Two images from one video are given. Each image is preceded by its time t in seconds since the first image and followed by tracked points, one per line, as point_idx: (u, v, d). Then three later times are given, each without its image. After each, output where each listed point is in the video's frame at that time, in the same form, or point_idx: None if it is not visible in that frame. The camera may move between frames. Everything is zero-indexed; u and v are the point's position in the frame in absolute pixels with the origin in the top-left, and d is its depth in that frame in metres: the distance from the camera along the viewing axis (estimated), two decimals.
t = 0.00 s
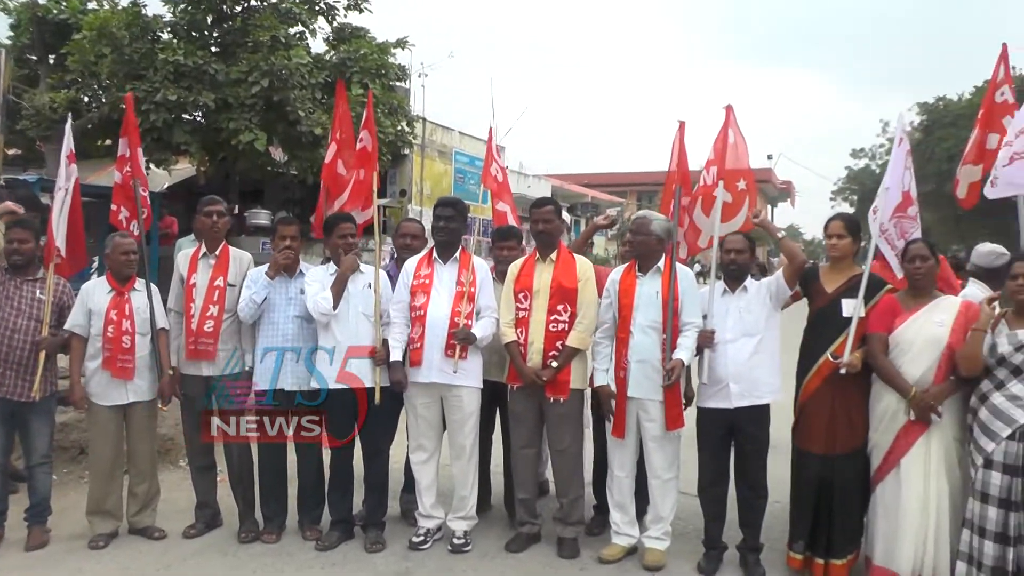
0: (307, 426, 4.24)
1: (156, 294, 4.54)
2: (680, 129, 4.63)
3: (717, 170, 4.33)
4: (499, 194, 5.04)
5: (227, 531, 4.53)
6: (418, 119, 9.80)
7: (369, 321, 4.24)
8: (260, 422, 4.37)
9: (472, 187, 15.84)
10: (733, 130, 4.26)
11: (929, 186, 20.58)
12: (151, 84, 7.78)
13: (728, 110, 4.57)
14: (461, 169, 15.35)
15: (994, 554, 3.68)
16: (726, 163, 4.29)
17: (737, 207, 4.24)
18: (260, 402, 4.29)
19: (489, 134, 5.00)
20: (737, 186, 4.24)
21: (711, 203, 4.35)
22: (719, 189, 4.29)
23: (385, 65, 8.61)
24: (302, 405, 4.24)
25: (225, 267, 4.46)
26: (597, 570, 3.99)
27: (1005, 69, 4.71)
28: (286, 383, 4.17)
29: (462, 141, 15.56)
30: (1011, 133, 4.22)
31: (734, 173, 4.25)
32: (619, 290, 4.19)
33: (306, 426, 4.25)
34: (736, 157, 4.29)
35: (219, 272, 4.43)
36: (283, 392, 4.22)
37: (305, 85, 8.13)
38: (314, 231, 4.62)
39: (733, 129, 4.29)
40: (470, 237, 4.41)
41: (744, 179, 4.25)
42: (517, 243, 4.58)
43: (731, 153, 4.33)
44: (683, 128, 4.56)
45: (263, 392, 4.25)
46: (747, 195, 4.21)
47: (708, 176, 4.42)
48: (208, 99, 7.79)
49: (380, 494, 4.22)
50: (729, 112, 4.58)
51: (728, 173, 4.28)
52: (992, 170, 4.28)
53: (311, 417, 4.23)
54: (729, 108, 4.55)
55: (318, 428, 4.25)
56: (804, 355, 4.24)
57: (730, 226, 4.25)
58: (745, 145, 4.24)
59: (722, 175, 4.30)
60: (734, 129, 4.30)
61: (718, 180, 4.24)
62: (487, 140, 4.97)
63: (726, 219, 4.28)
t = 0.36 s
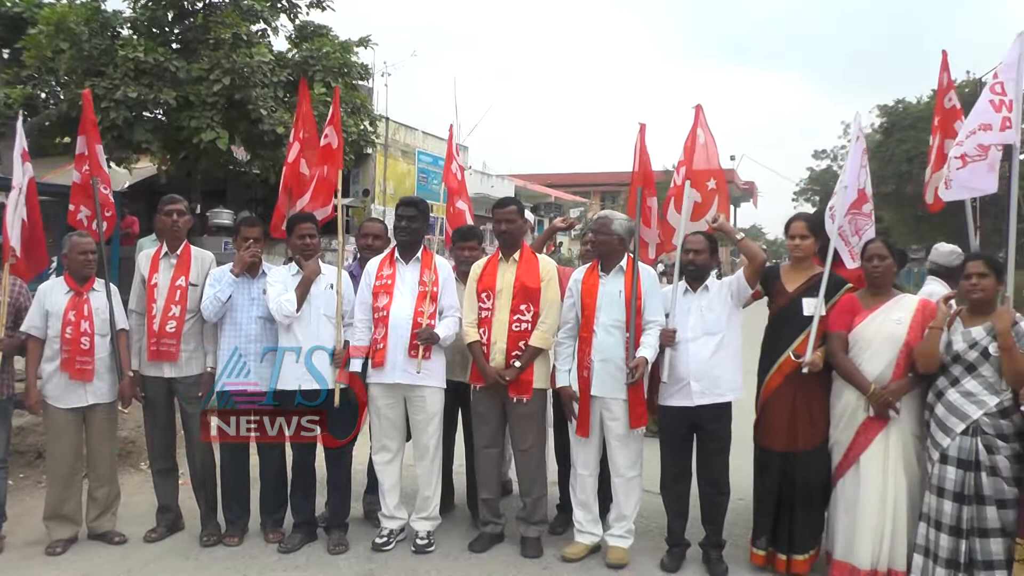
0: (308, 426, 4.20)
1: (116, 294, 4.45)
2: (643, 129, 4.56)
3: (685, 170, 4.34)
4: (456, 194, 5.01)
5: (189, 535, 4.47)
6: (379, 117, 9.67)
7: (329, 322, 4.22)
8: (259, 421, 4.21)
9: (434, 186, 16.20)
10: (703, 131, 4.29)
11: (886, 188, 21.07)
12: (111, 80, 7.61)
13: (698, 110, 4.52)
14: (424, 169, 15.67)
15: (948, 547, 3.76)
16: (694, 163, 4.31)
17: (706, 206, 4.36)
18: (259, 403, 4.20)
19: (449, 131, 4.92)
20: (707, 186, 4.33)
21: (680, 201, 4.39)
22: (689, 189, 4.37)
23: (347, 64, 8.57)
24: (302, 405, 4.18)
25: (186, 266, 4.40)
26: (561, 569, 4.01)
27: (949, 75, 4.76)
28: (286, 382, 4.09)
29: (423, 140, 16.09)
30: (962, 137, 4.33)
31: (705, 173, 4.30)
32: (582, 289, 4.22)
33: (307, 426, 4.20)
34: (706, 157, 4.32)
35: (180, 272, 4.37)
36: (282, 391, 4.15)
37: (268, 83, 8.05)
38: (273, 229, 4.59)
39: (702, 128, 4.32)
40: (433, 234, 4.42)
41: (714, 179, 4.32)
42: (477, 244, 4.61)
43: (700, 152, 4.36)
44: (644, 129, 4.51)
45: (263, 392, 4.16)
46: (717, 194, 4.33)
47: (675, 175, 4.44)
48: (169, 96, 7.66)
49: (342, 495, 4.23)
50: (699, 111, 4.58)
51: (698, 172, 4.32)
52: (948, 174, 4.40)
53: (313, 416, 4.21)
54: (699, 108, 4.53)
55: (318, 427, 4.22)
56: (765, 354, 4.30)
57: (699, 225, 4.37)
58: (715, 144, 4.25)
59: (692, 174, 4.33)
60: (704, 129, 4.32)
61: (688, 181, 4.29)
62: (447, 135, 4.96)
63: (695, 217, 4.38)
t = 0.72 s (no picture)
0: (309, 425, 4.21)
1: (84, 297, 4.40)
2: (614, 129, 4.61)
3: (661, 173, 4.47)
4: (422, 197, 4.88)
5: (159, 541, 4.42)
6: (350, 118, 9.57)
7: (299, 324, 4.20)
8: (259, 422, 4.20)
9: (405, 188, 16.25)
10: (674, 133, 4.43)
11: (853, 188, 21.45)
12: (78, 80, 7.47)
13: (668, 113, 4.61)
14: (394, 170, 15.76)
15: (916, 541, 3.83)
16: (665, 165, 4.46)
17: (686, 207, 4.46)
18: (259, 402, 4.15)
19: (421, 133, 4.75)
20: (685, 186, 4.45)
21: (662, 205, 4.51)
22: (669, 191, 4.50)
23: (318, 65, 8.52)
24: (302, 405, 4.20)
25: (157, 268, 4.36)
26: (533, 569, 4.02)
27: (931, 78, 4.87)
28: (288, 384, 4.11)
29: (395, 141, 16.14)
30: (937, 142, 4.41)
31: (681, 174, 4.44)
32: (552, 290, 4.23)
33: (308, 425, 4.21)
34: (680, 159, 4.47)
35: (151, 274, 4.32)
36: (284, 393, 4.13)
37: (237, 84, 8.00)
38: (245, 231, 4.62)
39: (673, 131, 4.46)
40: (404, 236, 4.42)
41: (692, 180, 4.44)
42: (446, 245, 4.67)
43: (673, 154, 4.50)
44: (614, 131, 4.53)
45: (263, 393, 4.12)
46: (696, 195, 4.44)
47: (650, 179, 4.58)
48: (138, 97, 7.57)
49: (314, 498, 4.21)
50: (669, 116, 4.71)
51: (675, 175, 4.46)
52: (927, 180, 4.45)
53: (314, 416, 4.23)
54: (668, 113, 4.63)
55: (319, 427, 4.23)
56: (735, 353, 4.33)
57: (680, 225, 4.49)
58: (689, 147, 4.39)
59: (669, 176, 4.48)
60: (675, 132, 4.46)
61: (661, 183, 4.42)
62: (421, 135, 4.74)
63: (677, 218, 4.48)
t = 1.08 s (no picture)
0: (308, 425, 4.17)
1: (51, 302, 4.33)
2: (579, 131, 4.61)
3: (627, 175, 4.45)
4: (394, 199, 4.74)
5: (131, 547, 4.37)
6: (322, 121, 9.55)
7: (270, 326, 4.16)
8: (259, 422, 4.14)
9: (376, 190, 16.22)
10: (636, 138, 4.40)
11: (821, 189, 21.75)
12: (44, 81, 7.34)
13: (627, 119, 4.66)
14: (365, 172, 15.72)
15: (887, 536, 3.88)
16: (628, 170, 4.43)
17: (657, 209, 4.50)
18: (258, 403, 4.09)
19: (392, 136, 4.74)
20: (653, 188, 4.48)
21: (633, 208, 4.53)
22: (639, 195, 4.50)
23: (288, 66, 8.47)
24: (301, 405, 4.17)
25: (128, 272, 4.31)
26: (507, 570, 4.03)
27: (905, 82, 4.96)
28: (260, 387, 4.07)
29: (366, 143, 16.10)
30: (911, 146, 4.55)
31: (648, 177, 4.46)
32: (524, 290, 4.23)
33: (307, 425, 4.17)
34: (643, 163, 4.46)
35: (122, 278, 4.27)
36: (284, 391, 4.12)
37: (207, 86, 7.89)
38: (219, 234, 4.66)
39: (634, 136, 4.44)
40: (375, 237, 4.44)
41: (657, 182, 4.50)
42: (418, 246, 4.68)
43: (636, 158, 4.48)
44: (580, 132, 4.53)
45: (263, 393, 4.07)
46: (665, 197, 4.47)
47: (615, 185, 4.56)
48: (106, 98, 7.46)
49: (287, 502, 4.19)
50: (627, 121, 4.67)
51: (642, 177, 4.47)
52: (903, 181, 4.54)
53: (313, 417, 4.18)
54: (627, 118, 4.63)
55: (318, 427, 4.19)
56: (707, 351, 4.36)
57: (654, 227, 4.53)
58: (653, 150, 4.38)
59: (635, 179, 4.47)
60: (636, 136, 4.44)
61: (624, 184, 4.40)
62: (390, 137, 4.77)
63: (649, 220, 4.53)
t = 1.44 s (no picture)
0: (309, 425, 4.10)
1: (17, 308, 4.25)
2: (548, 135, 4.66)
3: (590, 175, 4.43)
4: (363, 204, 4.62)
5: (101, 555, 4.31)
6: (292, 123, 9.46)
7: (241, 330, 4.12)
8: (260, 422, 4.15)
9: (348, 192, 16.16)
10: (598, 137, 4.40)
11: (791, 189, 22.01)
12: (9, 83, 7.22)
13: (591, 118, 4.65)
14: (337, 174, 15.66)
15: (858, 531, 3.93)
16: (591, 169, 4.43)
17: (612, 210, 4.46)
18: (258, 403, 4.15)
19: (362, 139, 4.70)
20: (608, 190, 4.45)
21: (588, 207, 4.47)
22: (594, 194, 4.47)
23: (258, 67, 8.42)
24: (301, 405, 4.08)
25: (96, 277, 4.25)
26: (480, 571, 4.03)
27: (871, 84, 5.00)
28: (230, 391, 4.02)
29: (337, 145, 16.03)
30: (878, 147, 4.60)
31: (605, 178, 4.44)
32: (494, 289, 4.23)
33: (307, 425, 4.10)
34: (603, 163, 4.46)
35: (90, 283, 4.22)
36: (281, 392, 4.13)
37: (176, 87, 7.82)
38: (187, 236, 4.60)
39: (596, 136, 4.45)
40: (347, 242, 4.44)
41: (614, 183, 4.47)
42: (392, 247, 4.84)
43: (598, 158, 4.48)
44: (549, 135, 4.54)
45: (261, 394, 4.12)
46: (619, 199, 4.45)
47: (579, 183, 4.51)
48: (73, 100, 7.35)
49: (259, 507, 4.16)
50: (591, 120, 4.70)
51: (602, 177, 4.45)
52: (871, 181, 4.61)
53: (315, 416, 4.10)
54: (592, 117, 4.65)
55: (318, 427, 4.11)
56: (678, 351, 4.40)
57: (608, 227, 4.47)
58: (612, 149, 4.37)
59: (595, 178, 4.44)
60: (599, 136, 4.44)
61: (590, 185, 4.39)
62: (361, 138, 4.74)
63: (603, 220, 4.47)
